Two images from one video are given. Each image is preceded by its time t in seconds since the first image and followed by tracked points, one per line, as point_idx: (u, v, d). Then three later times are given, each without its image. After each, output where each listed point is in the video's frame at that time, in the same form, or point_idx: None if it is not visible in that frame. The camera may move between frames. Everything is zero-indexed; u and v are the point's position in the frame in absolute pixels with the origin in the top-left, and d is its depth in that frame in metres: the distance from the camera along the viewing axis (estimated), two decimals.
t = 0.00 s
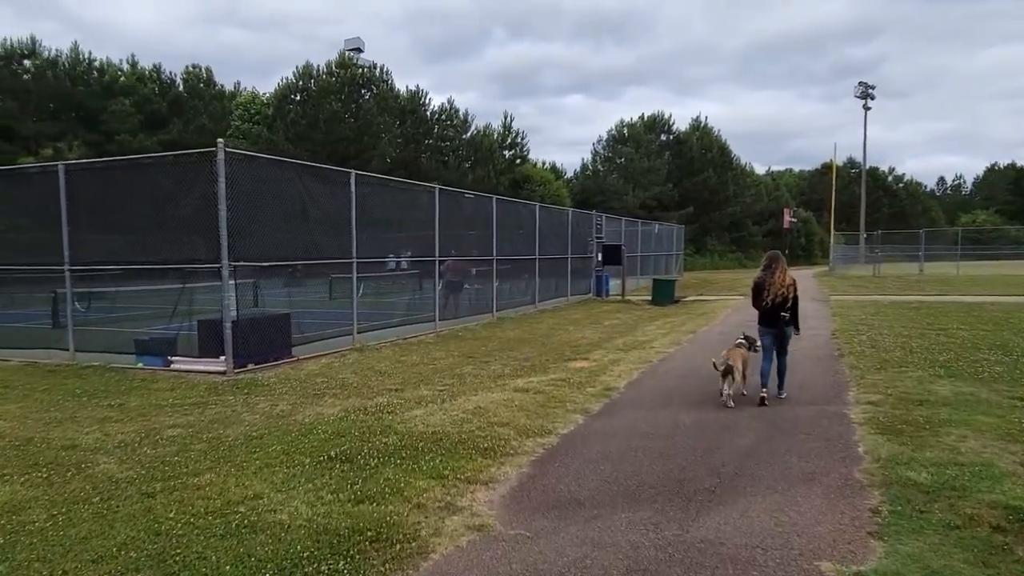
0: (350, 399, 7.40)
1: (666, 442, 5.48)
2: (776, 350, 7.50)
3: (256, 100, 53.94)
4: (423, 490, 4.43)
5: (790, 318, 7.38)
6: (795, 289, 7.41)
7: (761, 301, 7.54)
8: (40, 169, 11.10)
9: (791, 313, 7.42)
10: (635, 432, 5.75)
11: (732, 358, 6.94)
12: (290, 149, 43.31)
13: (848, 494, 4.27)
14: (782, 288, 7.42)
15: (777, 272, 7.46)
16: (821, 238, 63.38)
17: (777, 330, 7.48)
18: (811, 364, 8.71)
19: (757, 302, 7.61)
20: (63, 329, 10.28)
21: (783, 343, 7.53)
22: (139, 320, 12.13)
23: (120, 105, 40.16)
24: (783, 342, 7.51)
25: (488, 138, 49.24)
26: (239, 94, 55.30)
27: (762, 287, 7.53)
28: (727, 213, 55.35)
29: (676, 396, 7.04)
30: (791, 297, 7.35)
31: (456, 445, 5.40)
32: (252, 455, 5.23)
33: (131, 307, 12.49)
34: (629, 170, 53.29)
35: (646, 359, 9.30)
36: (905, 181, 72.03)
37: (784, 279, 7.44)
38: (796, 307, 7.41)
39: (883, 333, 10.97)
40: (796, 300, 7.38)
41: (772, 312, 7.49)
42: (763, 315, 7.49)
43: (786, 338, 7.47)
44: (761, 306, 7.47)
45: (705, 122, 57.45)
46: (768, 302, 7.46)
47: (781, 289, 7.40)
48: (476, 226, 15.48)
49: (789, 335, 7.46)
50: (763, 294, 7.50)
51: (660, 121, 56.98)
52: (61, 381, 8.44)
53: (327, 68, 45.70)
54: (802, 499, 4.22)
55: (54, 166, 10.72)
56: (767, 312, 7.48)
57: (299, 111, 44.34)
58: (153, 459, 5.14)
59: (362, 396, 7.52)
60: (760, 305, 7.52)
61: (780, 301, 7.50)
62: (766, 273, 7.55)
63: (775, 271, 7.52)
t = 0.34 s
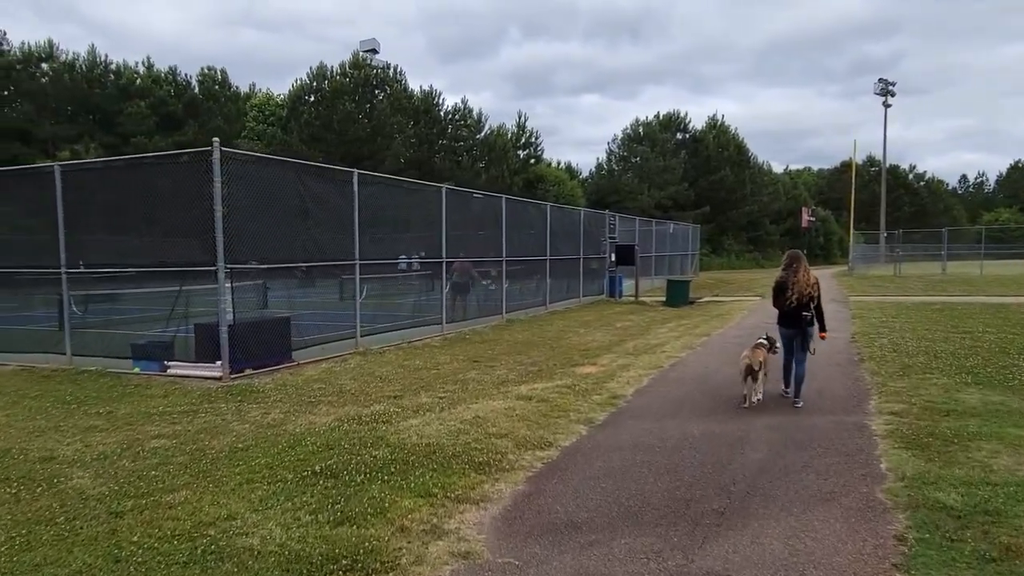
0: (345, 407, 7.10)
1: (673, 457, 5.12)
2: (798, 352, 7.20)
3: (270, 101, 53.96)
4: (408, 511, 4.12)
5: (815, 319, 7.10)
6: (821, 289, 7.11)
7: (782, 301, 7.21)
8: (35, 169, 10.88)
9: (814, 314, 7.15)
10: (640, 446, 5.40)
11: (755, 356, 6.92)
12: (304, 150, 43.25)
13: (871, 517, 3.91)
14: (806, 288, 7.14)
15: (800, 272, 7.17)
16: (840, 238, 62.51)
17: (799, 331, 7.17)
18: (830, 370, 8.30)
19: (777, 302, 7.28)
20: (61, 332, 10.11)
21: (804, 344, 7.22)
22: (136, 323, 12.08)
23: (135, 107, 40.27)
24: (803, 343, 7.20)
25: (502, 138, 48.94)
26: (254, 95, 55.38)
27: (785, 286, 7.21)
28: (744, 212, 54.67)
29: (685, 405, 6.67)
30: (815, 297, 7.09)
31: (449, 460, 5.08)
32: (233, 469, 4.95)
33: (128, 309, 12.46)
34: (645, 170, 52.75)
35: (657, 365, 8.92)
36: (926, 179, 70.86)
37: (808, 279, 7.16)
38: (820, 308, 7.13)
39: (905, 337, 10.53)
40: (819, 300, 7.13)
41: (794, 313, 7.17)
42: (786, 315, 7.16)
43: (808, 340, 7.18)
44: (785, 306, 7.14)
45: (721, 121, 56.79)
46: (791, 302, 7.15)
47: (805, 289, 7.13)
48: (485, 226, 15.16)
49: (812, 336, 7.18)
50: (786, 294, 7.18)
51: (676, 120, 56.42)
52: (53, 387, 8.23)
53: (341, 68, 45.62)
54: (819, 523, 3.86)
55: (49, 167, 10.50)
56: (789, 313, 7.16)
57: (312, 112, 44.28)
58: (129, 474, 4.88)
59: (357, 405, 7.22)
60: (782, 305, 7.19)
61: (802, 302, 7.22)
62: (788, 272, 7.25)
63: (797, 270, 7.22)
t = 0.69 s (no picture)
0: (328, 416, 6.81)
1: (665, 474, 4.80)
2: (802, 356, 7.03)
3: (277, 102, 53.86)
4: (375, 535, 3.82)
5: (818, 321, 6.91)
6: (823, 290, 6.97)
7: (785, 305, 7.05)
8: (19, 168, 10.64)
9: (818, 316, 6.96)
10: (632, 462, 5.09)
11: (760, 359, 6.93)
12: (310, 151, 43.10)
13: (876, 546, 3.58)
14: (808, 290, 6.97)
15: (802, 274, 7.01)
16: (851, 240, 61.87)
17: (803, 335, 6.99)
18: (837, 380, 7.94)
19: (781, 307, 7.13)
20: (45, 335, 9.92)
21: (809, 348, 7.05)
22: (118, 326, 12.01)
23: (142, 109, 40.24)
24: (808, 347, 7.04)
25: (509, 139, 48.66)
26: (261, 97, 55.31)
27: (788, 290, 7.06)
28: (753, 215, 54.18)
29: (683, 417, 6.34)
30: (818, 300, 6.91)
31: (427, 476, 4.78)
32: (198, 486, 4.67)
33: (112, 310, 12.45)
34: (653, 171, 52.34)
35: (656, 372, 8.59)
36: (938, 180, 70.05)
37: (810, 281, 6.99)
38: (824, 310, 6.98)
39: (916, 344, 10.15)
40: (823, 302, 6.93)
41: (797, 317, 7.01)
42: (789, 319, 7.01)
43: (813, 343, 6.98)
44: (787, 309, 6.99)
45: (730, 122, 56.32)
46: (794, 305, 6.98)
47: (807, 292, 6.96)
48: (485, 229, 14.85)
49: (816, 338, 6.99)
50: (788, 297, 7.02)
51: (684, 122, 56.02)
52: (33, 393, 7.99)
53: (348, 70, 45.49)
54: (819, 552, 3.54)
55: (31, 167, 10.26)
56: (792, 316, 7.00)
57: (319, 114, 44.14)
58: (86, 491, 4.60)
59: (341, 414, 6.92)
60: (784, 309, 7.03)
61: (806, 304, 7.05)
62: (790, 275, 7.10)
63: (800, 272, 7.07)
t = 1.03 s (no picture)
0: (309, 423, 6.51)
1: (658, 488, 4.48)
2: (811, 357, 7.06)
3: (280, 103, 53.65)
4: (340, 557, 3.53)
5: (825, 323, 6.90)
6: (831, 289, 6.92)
7: (793, 306, 7.06)
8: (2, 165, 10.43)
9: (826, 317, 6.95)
10: (624, 474, 4.77)
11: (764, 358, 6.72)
12: (313, 151, 42.85)
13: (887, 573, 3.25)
14: (815, 292, 6.92)
15: (810, 275, 6.94)
16: (857, 241, 61.40)
17: (811, 336, 7.02)
18: (843, 384, 7.60)
19: (789, 306, 7.14)
20: (25, 336, 9.69)
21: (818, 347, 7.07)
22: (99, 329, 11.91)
23: (144, 109, 39.99)
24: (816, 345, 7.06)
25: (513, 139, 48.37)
26: (264, 97, 55.09)
27: (795, 290, 7.04)
28: (759, 215, 53.76)
29: (681, 425, 6.02)
30: (825, 301, 6.87)
31: (405, 490, 4.48)
32: (159, 500, 4.38)
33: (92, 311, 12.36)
34: (657, 171, 51.95)
35: (655, 376, 8.27)
36: (945, 180, 69.54)
37: (817, 282, 6.92)
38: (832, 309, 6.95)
39: (925, 346, 9.80)
40: (830, 303, 6.90)
41: (805, 317, 7.02)
42: (796, 321, 7.04)
43: (820, 343, 7.00)
44: (795, 311, 6.99)
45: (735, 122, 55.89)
46: (801, 307, 6.98)
47: (814, 293, 6.91)
48: (482, 228, 14.53)
49: (824, 338, 7.01)
50: (795, 298, 7.02)
51: (689, 121, 55.63)
52: (8, 398, 7.72)
53: (351, 69, 45.25)
54: None
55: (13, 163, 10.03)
56: (800, 317, 7.02)
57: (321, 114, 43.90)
58: (39, 506, 4.32)
59: (323, 420, 6.62)
60: (792, 310, 7.05)
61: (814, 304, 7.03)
62: (798, 275, 7.04)
63: (808, 272, 6.99)
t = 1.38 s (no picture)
0: (285, 433, 6.18)
1: (648, 509, 4.14)
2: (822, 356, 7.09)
3: (281, 101, 53.33)
4: None
5: (840, 321, 7.00)
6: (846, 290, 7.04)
7: (808, 303, 7.14)
8: None
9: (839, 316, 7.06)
10: (611, 493, 4.43)
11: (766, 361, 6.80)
12: (313, 150, 42.54)
13: None
14: (831, 290, 7.06)
15: (825, 273, 7.11)
16: (862, 240, 60.86)
17: (824, 333, 7.08)
18: (848, 392, 7.25)
19: (802, 305, 7.23)
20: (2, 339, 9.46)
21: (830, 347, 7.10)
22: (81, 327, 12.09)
23: (144, 108, 39.68)
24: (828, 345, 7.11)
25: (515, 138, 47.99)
26: (265, 96, 54.76)
27: (810, 288, 7.17)
28: (763, 214, 53.27)
29: (676, 437, 5.68)
30: (840, 300, 7.01)
31: (374, 511, 4.14)
32: (108, 522, 4.05)
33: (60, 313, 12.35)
34: (661, 170, 51.53)
35: (653, 382, 7.92)
36: (952, 179, 68.92)
37: (833, 281, 7.09)
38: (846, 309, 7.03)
39: (934, 350, 9.44)
40: (844, 302, 7.03)
41: (818, 315, 7.10)
42: (811, 317, 7.08)
43: (834, 341, 7.07)
44: (809, 308, 7.08)
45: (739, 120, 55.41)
46: (816, 304, 7.08)
47: (830, 291, 7.06)
48: (478, 227, 14.19)
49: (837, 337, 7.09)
50: (810, 296, 7.12)
51: (693, 120, 55.18)
52: None
53: (352, 68, 44.98)
54: None
55: None
56: (814, 315, 7.09)
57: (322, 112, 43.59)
58: None
59: (300, 430, 6.29)
60: (807, 308, 7.12)
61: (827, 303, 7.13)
62: (813, 274, 7.20)
63: (822, 271, 7.16)
